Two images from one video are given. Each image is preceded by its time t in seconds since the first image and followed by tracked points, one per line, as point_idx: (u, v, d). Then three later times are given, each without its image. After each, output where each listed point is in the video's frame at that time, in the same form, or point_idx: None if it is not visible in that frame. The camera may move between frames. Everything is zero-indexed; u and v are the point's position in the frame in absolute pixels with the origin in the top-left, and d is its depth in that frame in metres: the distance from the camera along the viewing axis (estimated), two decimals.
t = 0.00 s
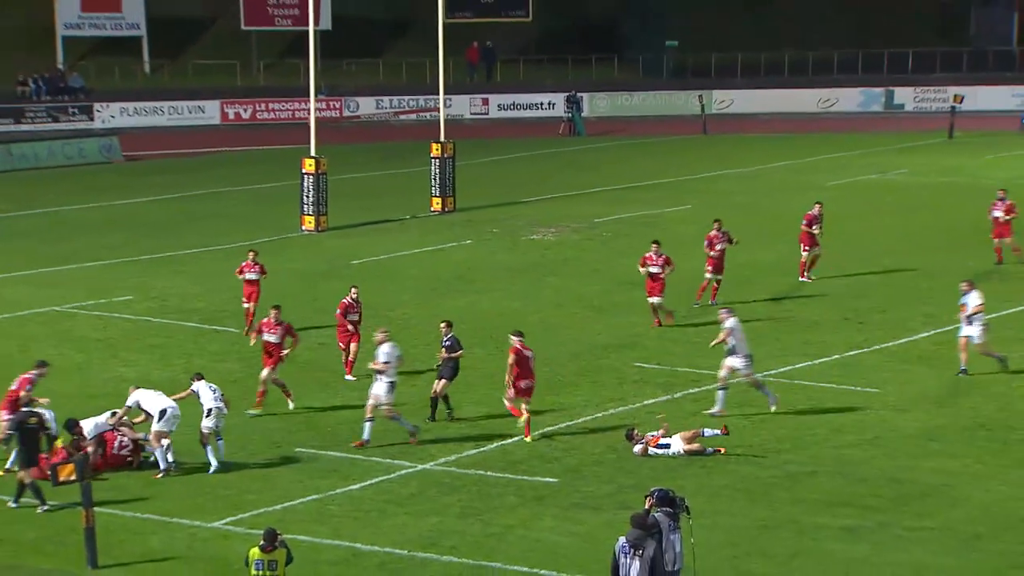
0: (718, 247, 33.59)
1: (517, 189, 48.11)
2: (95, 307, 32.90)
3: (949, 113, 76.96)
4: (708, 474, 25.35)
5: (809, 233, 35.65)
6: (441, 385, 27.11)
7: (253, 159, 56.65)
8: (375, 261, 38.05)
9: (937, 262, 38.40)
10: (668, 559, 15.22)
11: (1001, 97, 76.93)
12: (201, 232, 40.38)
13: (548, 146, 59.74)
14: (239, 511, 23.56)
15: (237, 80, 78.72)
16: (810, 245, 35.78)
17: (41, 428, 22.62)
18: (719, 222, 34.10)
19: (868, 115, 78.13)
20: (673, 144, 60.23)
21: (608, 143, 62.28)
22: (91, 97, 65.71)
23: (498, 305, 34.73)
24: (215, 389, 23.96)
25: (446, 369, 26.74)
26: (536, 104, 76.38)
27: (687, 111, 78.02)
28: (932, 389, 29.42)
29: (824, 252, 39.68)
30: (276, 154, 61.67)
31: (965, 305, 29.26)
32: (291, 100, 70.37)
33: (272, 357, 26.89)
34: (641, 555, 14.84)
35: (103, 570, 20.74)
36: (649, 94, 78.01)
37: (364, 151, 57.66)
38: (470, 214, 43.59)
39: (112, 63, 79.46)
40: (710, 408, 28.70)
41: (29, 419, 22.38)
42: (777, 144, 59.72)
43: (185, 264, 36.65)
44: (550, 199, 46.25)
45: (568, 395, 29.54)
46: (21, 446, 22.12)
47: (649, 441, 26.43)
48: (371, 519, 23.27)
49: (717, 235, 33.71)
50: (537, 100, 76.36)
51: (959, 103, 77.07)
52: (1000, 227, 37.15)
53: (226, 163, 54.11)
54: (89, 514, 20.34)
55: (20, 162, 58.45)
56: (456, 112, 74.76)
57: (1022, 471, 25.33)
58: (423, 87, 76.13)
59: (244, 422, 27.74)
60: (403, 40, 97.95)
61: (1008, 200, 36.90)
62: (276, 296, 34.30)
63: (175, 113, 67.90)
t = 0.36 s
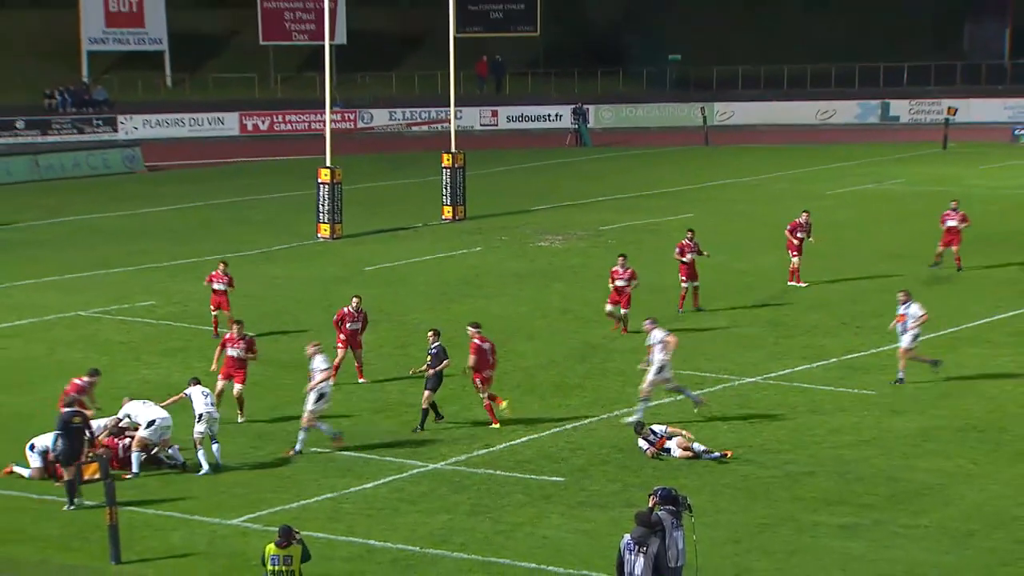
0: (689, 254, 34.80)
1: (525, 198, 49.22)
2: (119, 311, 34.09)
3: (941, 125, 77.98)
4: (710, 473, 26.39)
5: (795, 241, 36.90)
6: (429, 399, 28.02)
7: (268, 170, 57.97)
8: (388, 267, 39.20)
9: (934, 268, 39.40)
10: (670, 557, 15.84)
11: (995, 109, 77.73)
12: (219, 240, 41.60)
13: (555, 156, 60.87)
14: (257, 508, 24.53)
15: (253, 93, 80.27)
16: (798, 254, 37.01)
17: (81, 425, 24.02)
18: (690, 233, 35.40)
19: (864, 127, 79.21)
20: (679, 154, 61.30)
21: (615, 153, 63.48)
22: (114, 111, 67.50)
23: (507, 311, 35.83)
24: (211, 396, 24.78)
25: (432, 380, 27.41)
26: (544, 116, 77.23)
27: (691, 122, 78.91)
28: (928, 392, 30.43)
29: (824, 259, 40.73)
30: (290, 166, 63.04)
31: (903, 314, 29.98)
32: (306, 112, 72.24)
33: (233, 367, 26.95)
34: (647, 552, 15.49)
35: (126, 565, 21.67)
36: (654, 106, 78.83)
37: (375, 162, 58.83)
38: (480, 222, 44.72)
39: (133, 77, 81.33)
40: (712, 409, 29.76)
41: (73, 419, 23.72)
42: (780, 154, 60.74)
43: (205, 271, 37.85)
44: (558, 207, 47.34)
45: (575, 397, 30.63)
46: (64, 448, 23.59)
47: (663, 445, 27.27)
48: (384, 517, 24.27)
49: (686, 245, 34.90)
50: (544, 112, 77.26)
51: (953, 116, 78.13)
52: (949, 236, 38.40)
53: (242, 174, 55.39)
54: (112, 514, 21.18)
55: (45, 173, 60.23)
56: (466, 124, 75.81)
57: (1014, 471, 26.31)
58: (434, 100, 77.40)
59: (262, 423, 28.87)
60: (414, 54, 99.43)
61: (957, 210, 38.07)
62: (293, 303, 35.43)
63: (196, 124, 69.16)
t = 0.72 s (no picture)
0: (678, 263, 35.59)
1: (537, 207, 50.34)
2: (145, 318, 35.29)
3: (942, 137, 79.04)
4: (716, 474, 27.40)
5: (791, 249, 37.98)
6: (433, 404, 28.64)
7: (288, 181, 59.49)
8: (404, 275, 40.32)
9: (936, 276, 40.32)
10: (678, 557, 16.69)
11: (993, 123, 78.60)
12: (240, 250, 42.87)
13: (566, 167, 62.15)
14: (278, 508, 25.49)
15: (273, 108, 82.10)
16: (795, 262, 38.00)
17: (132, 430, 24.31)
18: (677, 244, 36.20)
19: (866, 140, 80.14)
20: (688, 166, 62.49)
21: (625, 164, 64.77)
22: (140, 124, 69.59)
23: (520, 317, 36.91)
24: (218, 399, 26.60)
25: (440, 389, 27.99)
26: (555, 128, 78.32)
27: (698, 135, 79.98)
28: (929, 396, 31.36)
29: (829, 267, 41.71)
30: (309, 177, 64.56)
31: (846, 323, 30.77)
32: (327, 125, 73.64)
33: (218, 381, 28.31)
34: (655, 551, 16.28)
35: (151, 563, 22.62)
36: (662, 118, 79.98)
37: (393, 173, 60.16)
38: (493, 230, 45.83)
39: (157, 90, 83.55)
40: (717, 412, 30.81)
41: (121, 425, 24.07)
42: (787, 165, 61.80)
43: (227, 281, 39.10)
44: (569, 216, 48.47)
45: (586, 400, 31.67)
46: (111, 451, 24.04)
47: (686, 449, 27.93)
48: (400, 516, 25.24)
49: (674, 256, 35.62)
50: (555, 125, 78.55)
51: (953, 128, 79.12)
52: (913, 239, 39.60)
53: (264, 185, 56.85)
54: (139, 513, 22.15)
55: (74, 183, 62.33)
56: (480, 136, 77.17)
57: (1012, 473, 27.23)
58: (449, 113, 78.82)
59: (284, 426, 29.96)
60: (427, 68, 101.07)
61: (921, 216, 39.12)
62: (312, 312, 36.57)
63: (219, 138, 71.13)
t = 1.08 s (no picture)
0: (667, 269, 36.49)
1: (547, 215, 51.37)
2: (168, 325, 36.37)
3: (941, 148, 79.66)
4: (719, 475, 28.32)
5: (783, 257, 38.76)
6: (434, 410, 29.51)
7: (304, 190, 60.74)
8: (417, 280, 41.34)
9: (936, 282, 41.17)
10: (683, 554, 17.57)
11: (990, 133, 79.24)
12: (258, 257, 43.98)
13: (574, 176, 63.26)
14: (296, 507, 26.43)
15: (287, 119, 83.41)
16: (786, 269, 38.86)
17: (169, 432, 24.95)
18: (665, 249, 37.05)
19: (867, 150, 80.82)
20: (695, 175, 63.53)
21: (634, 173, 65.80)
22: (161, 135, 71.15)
23: (530, 322, 37.88)
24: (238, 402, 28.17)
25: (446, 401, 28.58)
26: (564, 138, 79.25)
27: (703, 145, 80.89)
28: (928, 399, 32.24)
29: (832, 273, 42.61)
30: (324, 186, 65.83)
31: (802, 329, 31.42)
32: (342, 135, 75.67)
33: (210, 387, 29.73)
34: (661, 549, 17.15)
35: (173, 560, 23.50)
36: (669, 129, 81.00)
37: (406, 182, 61.32)
38: (504, 237, 46.83)
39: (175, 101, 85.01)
40: (722, 414, 31.73)
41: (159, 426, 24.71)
42: (791, 175, 62.74)
43: (245, 288, 40.18)
44: (577, 223, 49.45)
45: (594, 402, 32.63)
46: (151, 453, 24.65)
47: (692, 450, 28.86)
48: (414, 515, 26.18)
49: (661, 262, 36.53)
50: (564, 134, 79.42)
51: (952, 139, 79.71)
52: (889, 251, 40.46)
53: (281, 194, 58.08)
54: (160, 512, 23.27)
55: (97, 192, 63.94)
56: (491, 146, 78.37)
57: (1008, 474, 28.09)
58: (462, 124, 79.96)
59: (302, 427, 30.95)
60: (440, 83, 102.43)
61: (897, 228, 40.01)
62: (328, 317, 37.60)
63: (239, 147, 72.82)
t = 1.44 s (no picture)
0: (654, 280, 37.04)
1: (549, 223, 52.32)
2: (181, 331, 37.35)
3: (932, 158, 80.57)
4: (717, 476, 29.23)
5: (770, 266, 39.70)
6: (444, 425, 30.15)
7: (311, 199, 61.74)
8: (422, 287, 42.29)
9: (929, 289, 42.08)
10: (681, 553, 18.57)
11: (979, 143, 80.12)
12: (267, 264, 44.98)
13: (576, 185, 64.20)
14: (305, 507, 27.37)
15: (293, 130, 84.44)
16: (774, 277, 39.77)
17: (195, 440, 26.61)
18: (654, 260, 37.50)
19: (860, 160, 81.71)
20: (695, 183, 64.47)
21: (634, 182, 66.79)
22: (173, 145, 72.29)
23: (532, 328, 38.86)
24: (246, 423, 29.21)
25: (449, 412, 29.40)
26: (566, 148, 80.18)
27: (700, 155, 81.82)
28: (920, 402, 33.20)
29: (827, 280, 43.54)
30: (331, 195, 66.87)
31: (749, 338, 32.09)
32: (349, 145, 76.68)
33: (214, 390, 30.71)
34: (660, 548, 18.11)
35: (186, 558, 24.37)
36: (668, 139, 81.97)
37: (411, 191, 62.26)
38: (507, 245, 47.81)
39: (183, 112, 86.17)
40: (720, 417, 32.66)
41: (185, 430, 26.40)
42: (788, 184, 63.66)
43: (256, 295, 41.16)
44: (578, 231, 50.42)
45: (596, 405, 33.57)
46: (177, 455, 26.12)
47: (689, 452, 29.76)
48: (420, 515, 27.13)
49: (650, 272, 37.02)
50: (566, 145, 80.27)
51: (942, 149, 80.53)
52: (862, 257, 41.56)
53: (288, 203, 59.10)
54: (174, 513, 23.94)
55: (111, 202, 65.16)
56: (495, 156, 79.50)
57: (997, 475, 29.01)
58: (466, 135, 80.95)
59: (312, 430, 31.89)
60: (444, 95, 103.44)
61: (871, 235, 41.10)
62: (336, 322, 38.56)
63: (249, 157, 73.37)
